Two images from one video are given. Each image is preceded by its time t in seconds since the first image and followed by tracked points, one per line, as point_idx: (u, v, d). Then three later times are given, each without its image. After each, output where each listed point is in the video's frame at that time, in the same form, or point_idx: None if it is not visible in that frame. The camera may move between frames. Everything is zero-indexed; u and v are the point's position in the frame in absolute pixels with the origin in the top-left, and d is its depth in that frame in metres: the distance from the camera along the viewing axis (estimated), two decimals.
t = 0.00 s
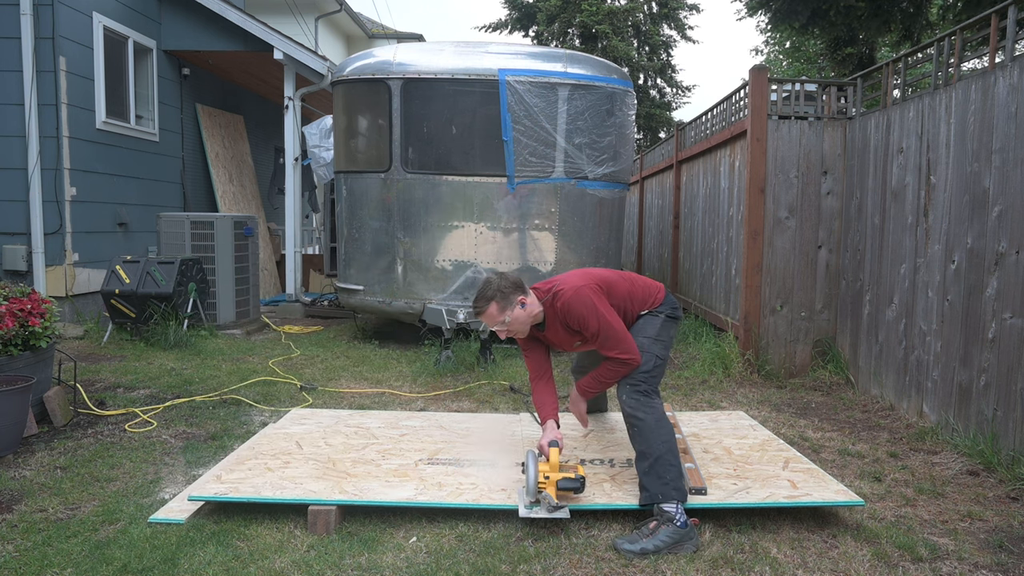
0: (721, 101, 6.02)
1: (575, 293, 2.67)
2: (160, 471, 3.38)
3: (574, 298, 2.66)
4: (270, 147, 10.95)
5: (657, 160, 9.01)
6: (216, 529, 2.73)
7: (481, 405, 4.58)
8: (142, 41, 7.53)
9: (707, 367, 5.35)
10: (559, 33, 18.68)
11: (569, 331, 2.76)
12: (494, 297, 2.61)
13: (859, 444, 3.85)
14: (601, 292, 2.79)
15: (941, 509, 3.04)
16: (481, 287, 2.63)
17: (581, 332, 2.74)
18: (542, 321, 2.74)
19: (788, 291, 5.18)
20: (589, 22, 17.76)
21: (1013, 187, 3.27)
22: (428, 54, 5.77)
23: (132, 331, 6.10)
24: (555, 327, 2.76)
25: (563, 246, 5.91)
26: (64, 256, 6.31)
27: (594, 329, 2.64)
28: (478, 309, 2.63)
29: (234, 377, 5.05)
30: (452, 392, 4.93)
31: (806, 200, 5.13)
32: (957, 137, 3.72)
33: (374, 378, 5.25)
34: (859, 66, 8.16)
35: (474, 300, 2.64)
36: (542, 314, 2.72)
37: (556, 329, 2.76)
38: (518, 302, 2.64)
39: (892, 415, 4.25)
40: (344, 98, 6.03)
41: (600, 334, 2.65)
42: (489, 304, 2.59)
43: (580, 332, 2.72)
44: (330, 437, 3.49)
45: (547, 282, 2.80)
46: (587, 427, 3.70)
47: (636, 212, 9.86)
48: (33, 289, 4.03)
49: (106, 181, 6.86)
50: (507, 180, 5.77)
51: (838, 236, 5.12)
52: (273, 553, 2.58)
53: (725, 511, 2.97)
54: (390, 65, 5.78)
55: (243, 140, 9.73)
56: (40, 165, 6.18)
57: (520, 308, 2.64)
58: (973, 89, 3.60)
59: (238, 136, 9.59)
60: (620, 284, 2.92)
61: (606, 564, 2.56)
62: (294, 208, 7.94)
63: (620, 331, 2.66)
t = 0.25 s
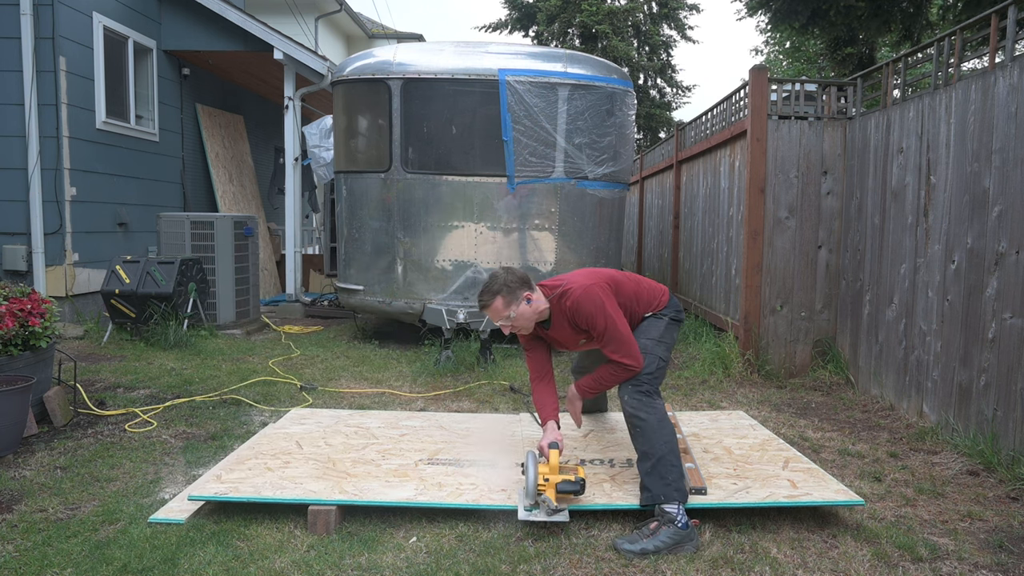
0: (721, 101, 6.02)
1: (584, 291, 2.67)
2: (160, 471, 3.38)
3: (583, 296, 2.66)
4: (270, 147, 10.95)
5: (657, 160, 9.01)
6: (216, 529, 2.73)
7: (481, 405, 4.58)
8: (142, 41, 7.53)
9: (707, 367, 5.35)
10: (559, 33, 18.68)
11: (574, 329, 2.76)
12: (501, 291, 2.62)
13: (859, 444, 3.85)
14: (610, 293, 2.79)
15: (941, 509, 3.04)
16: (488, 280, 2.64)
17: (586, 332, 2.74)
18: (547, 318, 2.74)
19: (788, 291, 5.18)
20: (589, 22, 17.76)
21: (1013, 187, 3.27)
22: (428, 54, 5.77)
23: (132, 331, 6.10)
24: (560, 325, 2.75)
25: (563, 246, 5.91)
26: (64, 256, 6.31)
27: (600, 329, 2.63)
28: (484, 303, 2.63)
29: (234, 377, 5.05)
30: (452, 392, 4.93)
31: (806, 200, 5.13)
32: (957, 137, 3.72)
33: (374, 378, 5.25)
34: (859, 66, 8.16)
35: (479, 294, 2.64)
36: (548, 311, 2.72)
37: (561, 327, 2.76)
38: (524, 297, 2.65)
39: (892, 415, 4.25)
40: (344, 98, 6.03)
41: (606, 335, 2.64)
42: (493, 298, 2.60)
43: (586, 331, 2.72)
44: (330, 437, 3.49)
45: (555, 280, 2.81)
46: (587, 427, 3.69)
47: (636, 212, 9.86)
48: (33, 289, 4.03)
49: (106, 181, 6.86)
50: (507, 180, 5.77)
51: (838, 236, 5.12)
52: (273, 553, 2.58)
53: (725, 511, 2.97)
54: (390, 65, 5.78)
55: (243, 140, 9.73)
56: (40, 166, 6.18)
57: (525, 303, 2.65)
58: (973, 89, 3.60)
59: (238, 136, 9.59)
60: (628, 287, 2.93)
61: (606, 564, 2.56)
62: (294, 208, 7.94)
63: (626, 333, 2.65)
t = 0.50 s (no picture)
0: (721, 101, 6.02)
1: (596, 287, 2.66)
2: (160, 472, 3.38)
3: (595, 292, 2.65)
4: (270, 147, 10.95)
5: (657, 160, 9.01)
6: (216, 529, 2.73)
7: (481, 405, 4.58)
8: (142, 41, 7.53)
9: (707, 367, 5.35)
10: (559, 33, 18.68)
11: (581, 323, 2.75)
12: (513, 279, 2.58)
13: (859, 444, 3.85)
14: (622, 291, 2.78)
15: (941, 509, 3.04)
16: (501, 265, 2.60)
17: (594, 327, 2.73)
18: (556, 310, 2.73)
19: (788, 291, 5.18)
20: (589, 22, 17.76)
21: (1013, 187, 3.27)
22: (428, 54, 5.77)
23: (132, 331, 6.10)
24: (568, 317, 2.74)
25: (563, 246, 5.91)
26: (64, 256, 6.31)
27: (609, 326, 2.62)
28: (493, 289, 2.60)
29: (234, 377, 5.05)
30: (453, 392, 4.93)
31: (806, 200, 5.13)
32: (957, 137, 3.72)
33: (374, 378, 5.25)
34: (859, 66, 8.16)
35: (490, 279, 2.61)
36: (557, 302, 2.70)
37: (569, 320, 2.74)
38: (535, 286, 2.63)
39: (892, 415, 4.26)
40: (344, 98, 6.03)
41: (613, 331, 2.63)
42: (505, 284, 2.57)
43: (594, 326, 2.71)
44: (330, 437, 3.49)
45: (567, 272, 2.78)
46: (588, 427, 3.70)
47: (636, 212, 9.87)
48: (33, 289, 4.04)
49: (106, 181, 6.86)
50: (507, 180, 5.77)
51: (838, 236, 5.12)
52: (273, 553, 2.58)
53: (725, 511, 2.97)
54: (390, 65, 5.78)
55: (243, 140, 9.73)
56: (40, 165, 6.18)
57: (536, 292, 2.63)
58: (973, 89, 3.60)
59: (238, 136, 9.59)
60: (638, 287, 2.93)
61: (606, 564, 2.56)
62: (294, 208, 7.94)
63: (634, 334, 2.64)
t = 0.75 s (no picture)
0: (721, 101, 6.02)
1: (612, 284, 2.70)
2: (160, 472, 3.38)
3: (610, 289, 2.68)
4: (270, 147, 10.95)
5: (657, 160, 9.01)
6: (216, 529, 2.73)
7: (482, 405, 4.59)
8: (142, 41, 7.53)
9: (707, 367, 5.35)
10: (559, 33, 18.67)
11: (592, 318, 2.78)
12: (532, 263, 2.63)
13: (859, 444, 3.85)
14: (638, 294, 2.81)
15: (941, 509, 3.04)
16: (523, 249, 2.65)
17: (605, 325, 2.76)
18: (569, 301, 2.76)
19: (788, 291, 5.18)
20: (589, 22, 17.76)
21: (1013, 187, 3.27)
22: (428, 54, 5.77)
23: (132, 331, 6.10)
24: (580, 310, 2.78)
25: (563, 246, 5.91)
26: (64, 256, 6.31)
27: (621, 323, 2.64)
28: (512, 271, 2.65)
29: (234, 377, 5.05)
30: (453, 392, 4.93)
31: (806, 200, 5.13)
32: (957, 137, 3.72)
33: (374, 378, 5.25)
34: (859, 66, 8.16)
35: (509, 262, 2.66)
36: (572, 294, 2.74)
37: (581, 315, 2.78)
38: (553, 274, 2.67)
39: (892, 415, 4.26)
40: (344, 98, 6.03)
41: (624, 331, 2.64)
42: (525, 267, 2.62)
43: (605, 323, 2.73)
44: (330, 438, 3.49)
45: (586, 267, 2.83)
46: (588, 427, 3.70)
47: (636, 212, 9.86)
48: (33, 289, 4.04)
49: (106, 181, 6.86)
50: (507, 180, 5.77)
51: (838, 236, 5.12)
52: (273, 553, 2.58)
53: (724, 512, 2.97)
54: (390, 65, 5.78)
55: (243, 140, 9.73)
56: (40, 166, 6.18)
57: (554, 280, 2.67)
58: (973, 89, 3.60)
59: (238, 136, 9.59)
60: (653, 292, 2.96)
61: (606, 564, 2.56)
62: (294, 208, 7.94)
63: (645, 336, 2.66)
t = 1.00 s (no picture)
0: (721, 101, 6.02)
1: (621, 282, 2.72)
2: (160, 472, 3.38)
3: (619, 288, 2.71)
4: (270, 146, 10.95)
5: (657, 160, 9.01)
6: (216, 529, 2.73)
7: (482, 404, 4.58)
8: (142, 41, 7.53)
9: (707, 367, 5.34)
10: (559, 33, 18.67)
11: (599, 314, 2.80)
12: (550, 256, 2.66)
13: (859, 444, 3.85)
14: (646, 296, 2.82)
15: (941, 509, 3.04)
16: (545, 241, 2.67)
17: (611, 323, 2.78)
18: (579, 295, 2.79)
19: (788, 291, 5.18)
20: (589, 22, 17.76)
21: (1013, 187, 3.27)
22: (428, 54, 5.77)
23: (132, 331, 6.10)
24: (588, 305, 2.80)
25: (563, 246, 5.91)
26: (64, 256, 6.31)
27: (626, 322, 2.65)
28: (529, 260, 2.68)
29: (234, 377, 5.05)
30: (452, 392, 4.93)
31: (806, 200, 5.13)
32: (957, 137, 3.72)
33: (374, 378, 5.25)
34: (859, 66, 8.17)
35: (529, 253, 2.67)
36: (583, 288, 2.77)
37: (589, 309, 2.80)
38: (572, 269, 2.70)
39: (892, 415, 4.26)
40: (344, 98, 6.03)
41: (628, 331, 2.65)
42: (546, 260, 2.63)
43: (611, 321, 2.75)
44: (330, 438, 3.49)
45: (598, 263, 2.84)
46: (588, 426, 3.70)
47: (636, 212, 9.86)
48: (33, 289, 4.03)
49: (106, 181, 6.86)
50: (507, 180, 5.77)
51: (838, 236, 5.12)
52: (273, 553, 2.58)
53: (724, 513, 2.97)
54: (390, 65, 5.78)
55: (243, 139, 9.73)
56: (40, 166, 6.18)
57: (571, 274, 2.70)
58: (973, 89, 3.60)
59: (238, 136, 9.59)
60: (661, 295, 2.96)
61: (606, 564, 2.56)
62: (294, 208, 7.94)
63: (647, 338, 2.67)
